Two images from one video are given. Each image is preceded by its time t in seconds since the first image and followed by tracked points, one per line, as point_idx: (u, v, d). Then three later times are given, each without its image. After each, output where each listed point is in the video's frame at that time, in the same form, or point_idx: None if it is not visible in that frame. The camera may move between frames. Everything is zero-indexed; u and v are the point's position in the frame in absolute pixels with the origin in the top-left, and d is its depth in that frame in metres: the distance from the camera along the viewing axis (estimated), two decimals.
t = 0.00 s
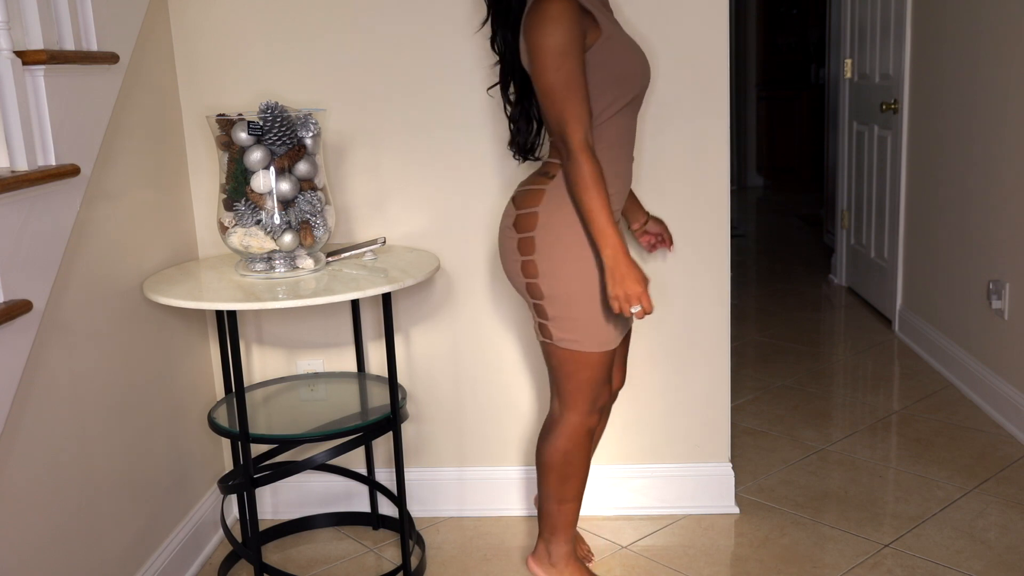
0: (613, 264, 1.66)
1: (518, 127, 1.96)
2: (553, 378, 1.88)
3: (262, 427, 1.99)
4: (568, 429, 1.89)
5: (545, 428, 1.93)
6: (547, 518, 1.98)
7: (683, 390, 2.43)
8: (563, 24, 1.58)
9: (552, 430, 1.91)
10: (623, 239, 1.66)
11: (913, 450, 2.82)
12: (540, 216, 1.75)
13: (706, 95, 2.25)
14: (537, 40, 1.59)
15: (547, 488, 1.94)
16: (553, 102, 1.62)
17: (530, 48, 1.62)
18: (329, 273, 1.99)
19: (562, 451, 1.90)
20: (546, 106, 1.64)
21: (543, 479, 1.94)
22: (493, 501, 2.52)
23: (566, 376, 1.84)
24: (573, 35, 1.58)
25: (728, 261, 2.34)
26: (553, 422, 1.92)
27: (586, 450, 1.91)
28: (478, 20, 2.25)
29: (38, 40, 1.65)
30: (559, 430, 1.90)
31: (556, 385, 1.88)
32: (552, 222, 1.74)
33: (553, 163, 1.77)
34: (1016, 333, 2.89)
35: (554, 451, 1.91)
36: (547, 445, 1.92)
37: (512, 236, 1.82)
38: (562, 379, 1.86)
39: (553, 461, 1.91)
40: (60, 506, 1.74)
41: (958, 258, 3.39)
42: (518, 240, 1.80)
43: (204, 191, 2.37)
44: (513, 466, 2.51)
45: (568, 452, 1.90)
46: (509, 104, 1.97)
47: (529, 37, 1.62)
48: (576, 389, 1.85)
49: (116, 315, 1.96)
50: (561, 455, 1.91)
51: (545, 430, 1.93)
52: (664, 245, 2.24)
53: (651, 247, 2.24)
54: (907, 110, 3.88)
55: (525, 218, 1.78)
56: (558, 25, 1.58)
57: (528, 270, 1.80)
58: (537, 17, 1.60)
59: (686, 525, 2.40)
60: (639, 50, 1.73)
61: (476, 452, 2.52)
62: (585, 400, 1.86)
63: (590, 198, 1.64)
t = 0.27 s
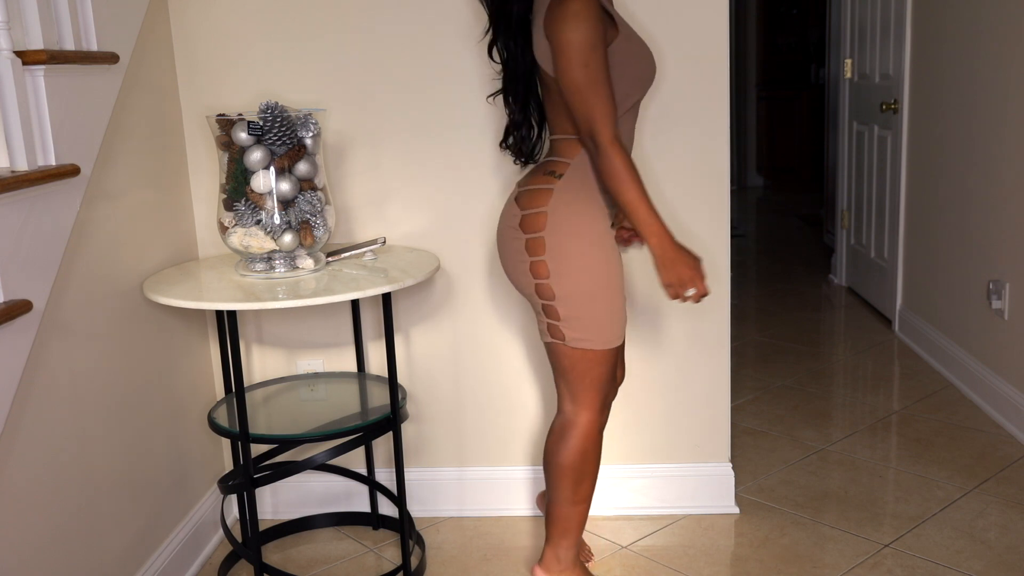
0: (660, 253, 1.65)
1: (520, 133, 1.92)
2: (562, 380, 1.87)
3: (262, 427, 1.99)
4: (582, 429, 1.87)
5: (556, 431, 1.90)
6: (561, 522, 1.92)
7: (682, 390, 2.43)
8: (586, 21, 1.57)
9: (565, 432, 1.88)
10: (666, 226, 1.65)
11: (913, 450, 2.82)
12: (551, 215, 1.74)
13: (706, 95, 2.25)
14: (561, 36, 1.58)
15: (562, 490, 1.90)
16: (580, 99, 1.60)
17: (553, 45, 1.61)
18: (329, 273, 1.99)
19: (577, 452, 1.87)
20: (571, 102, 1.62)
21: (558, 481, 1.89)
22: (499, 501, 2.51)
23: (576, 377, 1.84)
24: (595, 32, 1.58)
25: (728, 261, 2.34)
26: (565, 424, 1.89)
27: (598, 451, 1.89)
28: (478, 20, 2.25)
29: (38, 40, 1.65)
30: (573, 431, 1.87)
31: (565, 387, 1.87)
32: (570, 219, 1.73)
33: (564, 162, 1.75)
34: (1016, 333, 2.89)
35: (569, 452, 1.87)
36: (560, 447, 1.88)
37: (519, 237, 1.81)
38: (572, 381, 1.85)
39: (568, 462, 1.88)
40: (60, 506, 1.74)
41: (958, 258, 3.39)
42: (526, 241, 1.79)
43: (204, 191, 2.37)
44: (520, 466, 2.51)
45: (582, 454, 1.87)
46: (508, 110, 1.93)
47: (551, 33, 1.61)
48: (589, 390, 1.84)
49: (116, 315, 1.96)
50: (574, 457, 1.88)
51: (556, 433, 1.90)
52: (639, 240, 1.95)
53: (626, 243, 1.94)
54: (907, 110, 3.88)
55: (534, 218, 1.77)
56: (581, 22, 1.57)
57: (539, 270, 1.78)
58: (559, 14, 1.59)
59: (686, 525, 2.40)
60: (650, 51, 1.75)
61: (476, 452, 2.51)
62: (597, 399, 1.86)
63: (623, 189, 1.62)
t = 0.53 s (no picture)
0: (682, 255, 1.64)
1: (520, 152, 1.88)
2: (569, 386, 1.87)
3: (262, 427, 1.99)
4: (589, 435, 1.86)
5: (560, 436, 1.89)
6: (561, 526, 1.93)
7: (682, 391, 2.43)
8: (600, 27, 1.58)
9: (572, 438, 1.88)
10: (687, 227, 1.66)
11: (913, 450, 2.82)
12: (558, 222, 1.74)
13: (705, 96, 2.25)
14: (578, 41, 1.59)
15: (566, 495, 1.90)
16: (598, 103, 1.61)
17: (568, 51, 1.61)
18: (329, 273, 1.99)
19: (582, 458, 1.87)
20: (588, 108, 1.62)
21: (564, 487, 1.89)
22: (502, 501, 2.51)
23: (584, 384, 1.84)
24: (609, 38, 1.59)
25: (728, 261, 2.34)
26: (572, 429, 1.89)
27: (604, 459, 1.89)
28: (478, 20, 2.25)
29: (38, 40, 1.65)
30: (580, 437, 1.87)
31: (571, 393, 1.87)
32: (578, 224, 1.74)
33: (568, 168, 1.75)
34: (1016, 333, 2.89)
35: (575, 458, 1.87)
36: (567, 452, 1.88)
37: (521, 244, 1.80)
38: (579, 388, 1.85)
39: (573, 468, 1.87)
40: (60, 506, 1.74)
41: (958, 258, 3.39)
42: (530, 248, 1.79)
43: (204, 191, 2.37)
44: (524, 465, 2.50)
45: (586, 461, 1.87)
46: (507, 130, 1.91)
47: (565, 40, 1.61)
48: (596, 398, 1.84)
49: (116, 315, 1.96)
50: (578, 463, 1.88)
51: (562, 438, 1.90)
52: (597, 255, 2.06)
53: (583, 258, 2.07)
54: (907, 110, 3.88)
55: (538, 226, 1.77)
56: (595, 28, 1.58)
57: (544, 278, 1.78)
58: (573, 20, 1.60)
59: (686, 525, 2.40)
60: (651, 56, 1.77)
61: (476, 452, 2.51)
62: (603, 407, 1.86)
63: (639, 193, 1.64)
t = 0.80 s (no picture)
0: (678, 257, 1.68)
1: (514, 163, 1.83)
2: (576, 386, 1.86)
3: (262, 427, 1.99)
4: (597, 435, 1.86)
5: (567, 436, 1.89)
6: (566, 526, 1.92)
7: (682, 391, 2.43)
8: (591, 30, 1.60)
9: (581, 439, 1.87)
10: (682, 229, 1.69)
11: (913, 450, 2.82)
12: (576, 223, 1.73)
13: (705, 96, 2.25)
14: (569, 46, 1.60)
15: (570, 494, 1.90)
16: (593, 106, 1.62)
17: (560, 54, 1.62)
18: (329, 273, 1.99)
19: (589, 457, 1.87)
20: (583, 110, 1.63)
21: (575, 486, 1.89)
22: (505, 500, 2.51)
23: (591, 384, 1.83)
24: (600, 40, 1.60)
25: (728, 261, 2.34)
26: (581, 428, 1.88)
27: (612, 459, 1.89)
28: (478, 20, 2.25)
29: (38, 40, 1.65)
30: (587, 436, 1.87)
31: (579, 393, 1.86)
32: (593, 225, 1.74)
33: (573, 170, 1.74)
34: (1016, 333, 2.89)
35: (582, 457, 1.87)
36: (574, 451, 1.88)
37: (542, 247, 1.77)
38: (588, 388, 1.84)
39: (580, 466, 1.87)
40: (60, 506, 1.74)
41: (958, 258, 3.39)
42: (551, 251, 1.76)
43: (204, 191, 2.37)
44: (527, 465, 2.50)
45: (594, 460, 1.87)
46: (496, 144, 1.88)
47: (557, 43, 1.62)
48: (605, 396, 1.85)
49: (116, 315, 1.96)
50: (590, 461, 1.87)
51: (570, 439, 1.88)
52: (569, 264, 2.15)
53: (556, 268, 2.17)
54: (907, 110, 3.88)
55: (558, 227, 1.75)
56: (586, 31, 1.59)
57: (566, 281, 1.76)
58: (564, 23, 1.60)
59: (686, 525, 2.41)
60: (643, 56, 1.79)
61: (476, 452, 2.51)
62: (611, 404, 1.86)
63: (634, 195, 1.67)
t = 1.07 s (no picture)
0: (676, 252, 1.65)
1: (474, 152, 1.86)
2: (489, 383, 1.87)
3: (262, 426, 1.99)
4: (599, 432, 1.81)
5: (569, 436, 1.82)
6: (570, 525, 1.87)
7: (682, 391, 2.44)
8: (574, 33, 1.56)
9: (489, 437, 1.87)
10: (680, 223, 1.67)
11: (913, 450, 2.82)
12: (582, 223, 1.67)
13: (705, 96, 2.25)
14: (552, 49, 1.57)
15: (574, 493, 1.84)
16: (584, 107, 1.59)
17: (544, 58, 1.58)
18: (330, 273, 1.99)
19: (592, 455, 1.82)
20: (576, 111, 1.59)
21: (475, 488, 1.89)
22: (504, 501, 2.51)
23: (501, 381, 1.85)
24: (581, 42, 1.57)
25: (728, 261, 2.34)
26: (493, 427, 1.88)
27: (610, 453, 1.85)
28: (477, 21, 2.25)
29: (38, 40, 1.65)
30: (589, 434, 1.81)
31: (490, 391, 1.87)
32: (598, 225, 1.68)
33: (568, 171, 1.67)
34: (1016, 333, 2.89)
35: (587, 455, 1.82)
36: (579, 450, 1.81)
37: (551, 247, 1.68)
38: (497, 384, 1.86)
39: (583, 466, 1.82)
40: (60, 506, 1.74)
41: (958, 258, 3.39)
42: (559, 254, 1.67)
43: (204, 191, 2.37)
44: (526, 465, 2.50)
45: (595, 458, 1.82)
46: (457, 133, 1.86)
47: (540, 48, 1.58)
48: (514, 395, 1.85)
49: (116, 315, 1.96)
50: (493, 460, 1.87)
51: (479, 439, 1.88)
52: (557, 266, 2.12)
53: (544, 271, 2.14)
54: (907, 110, 3.88)
55: (566, 229, 1.67)
56: (567, 36, 1.56)
57: (579, 281, 1.68)
58: (546, 26, 1.56)
59: (686, 525, 2.41)
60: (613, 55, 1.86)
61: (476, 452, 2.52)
62: (519, 403, 1.86)
63: (631, 192, 1.64)
